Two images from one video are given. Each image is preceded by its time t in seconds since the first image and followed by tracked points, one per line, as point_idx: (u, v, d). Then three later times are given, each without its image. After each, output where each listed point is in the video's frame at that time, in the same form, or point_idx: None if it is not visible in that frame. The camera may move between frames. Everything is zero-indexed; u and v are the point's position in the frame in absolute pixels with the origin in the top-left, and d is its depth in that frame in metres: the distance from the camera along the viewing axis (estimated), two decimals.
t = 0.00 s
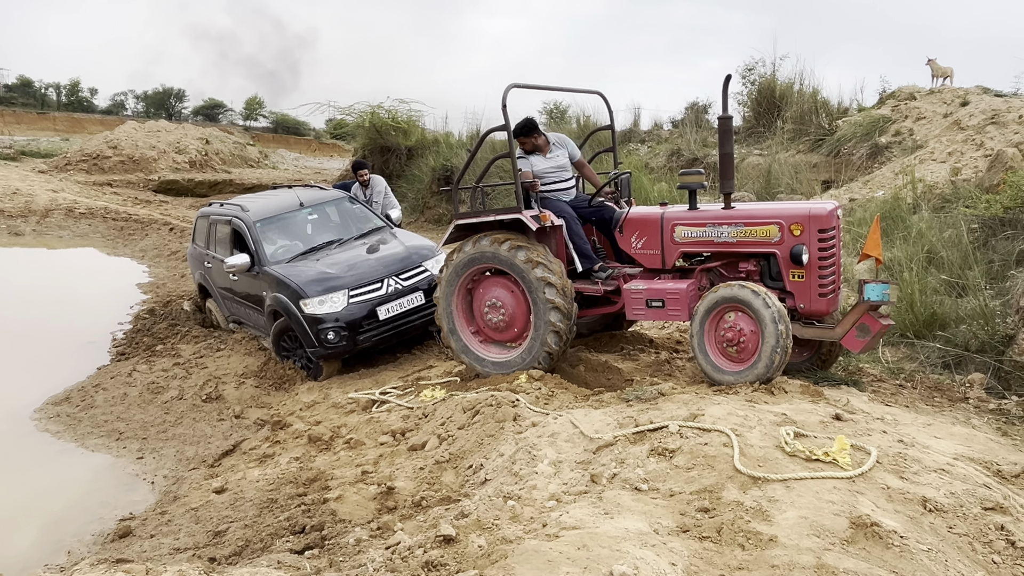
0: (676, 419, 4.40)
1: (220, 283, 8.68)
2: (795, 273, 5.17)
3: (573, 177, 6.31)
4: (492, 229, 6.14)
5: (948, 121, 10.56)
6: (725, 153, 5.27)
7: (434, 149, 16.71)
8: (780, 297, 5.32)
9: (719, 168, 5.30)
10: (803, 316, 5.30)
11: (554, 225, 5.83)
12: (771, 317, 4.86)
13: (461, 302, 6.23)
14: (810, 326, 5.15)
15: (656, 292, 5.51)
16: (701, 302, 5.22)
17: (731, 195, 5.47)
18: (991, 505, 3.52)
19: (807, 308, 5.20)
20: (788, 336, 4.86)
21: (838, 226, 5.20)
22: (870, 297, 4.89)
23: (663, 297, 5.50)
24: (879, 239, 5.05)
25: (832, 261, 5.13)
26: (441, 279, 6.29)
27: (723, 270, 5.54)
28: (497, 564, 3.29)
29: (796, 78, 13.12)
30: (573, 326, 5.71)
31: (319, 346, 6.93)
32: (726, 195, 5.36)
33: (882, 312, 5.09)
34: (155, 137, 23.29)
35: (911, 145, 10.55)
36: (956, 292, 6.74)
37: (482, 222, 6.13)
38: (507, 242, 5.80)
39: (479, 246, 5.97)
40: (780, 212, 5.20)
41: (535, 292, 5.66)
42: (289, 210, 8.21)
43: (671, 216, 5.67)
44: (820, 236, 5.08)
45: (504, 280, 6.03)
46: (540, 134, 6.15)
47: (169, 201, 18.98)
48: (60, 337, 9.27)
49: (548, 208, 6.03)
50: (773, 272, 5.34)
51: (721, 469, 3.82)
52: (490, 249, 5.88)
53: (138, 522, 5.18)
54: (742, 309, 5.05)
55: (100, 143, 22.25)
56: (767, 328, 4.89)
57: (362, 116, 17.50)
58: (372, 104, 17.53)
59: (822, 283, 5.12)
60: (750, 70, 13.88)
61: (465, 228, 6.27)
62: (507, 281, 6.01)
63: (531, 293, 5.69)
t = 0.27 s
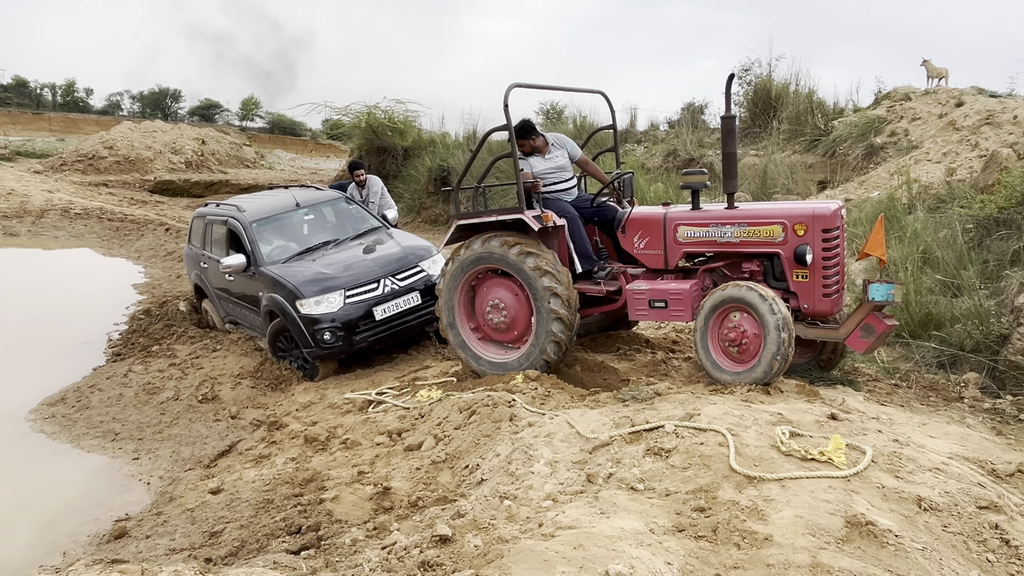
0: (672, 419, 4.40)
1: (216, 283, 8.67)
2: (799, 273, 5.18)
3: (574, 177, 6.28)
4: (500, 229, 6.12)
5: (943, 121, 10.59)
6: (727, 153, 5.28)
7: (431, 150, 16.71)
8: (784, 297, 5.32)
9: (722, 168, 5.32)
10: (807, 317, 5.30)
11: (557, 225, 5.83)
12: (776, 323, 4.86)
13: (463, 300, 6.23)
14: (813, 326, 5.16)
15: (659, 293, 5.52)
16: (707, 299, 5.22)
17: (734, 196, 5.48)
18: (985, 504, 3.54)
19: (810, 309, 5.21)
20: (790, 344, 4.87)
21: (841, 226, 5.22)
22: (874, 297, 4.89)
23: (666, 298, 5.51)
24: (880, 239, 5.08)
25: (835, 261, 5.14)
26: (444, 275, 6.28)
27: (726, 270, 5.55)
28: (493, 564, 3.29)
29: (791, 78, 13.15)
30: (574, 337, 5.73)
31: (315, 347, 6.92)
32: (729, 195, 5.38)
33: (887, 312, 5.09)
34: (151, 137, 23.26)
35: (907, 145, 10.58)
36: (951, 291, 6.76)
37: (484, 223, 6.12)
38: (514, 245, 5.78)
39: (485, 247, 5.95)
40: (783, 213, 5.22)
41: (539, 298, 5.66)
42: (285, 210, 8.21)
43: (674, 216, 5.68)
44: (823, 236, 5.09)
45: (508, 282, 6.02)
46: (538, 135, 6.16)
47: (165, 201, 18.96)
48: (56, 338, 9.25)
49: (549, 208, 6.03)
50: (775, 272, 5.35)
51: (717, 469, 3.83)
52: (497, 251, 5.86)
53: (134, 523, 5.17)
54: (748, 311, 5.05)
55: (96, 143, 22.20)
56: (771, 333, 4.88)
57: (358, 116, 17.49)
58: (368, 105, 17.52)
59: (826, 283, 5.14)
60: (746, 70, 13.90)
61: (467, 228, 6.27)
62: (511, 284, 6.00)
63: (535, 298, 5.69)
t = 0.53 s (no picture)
0: (668, 419, 4.41)
1: (211, 283, 8.66)
2: (804, 272, 5.18)
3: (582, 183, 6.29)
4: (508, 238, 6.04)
5: (937, 122, 10.63)
6: (727, 153, 5.30)
7: (426, 150, 16.72)
8: (790, 296, 5.32)
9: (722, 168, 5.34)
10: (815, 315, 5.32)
11: (557, 231, 5.81)
12: (778, 336, 4.76)
13: (466, 300, 6.21)
14: (820, 325, 5.20)
15: (663, 296, 5.53)
16: (719, 295, 5.15)
17: (735, 195, 5.48)
18: (979, 503, 3.55)
19: (817, 307, 5.21)
20: (789, 358, 4.79)
21: (846, 222, 5.20)
22: (881, 294, 4.92)
23: (670, 301, 5.51)
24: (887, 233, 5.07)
25: (841, 258, 5.12)
26: (450, 273, 6.24)
27: (730, 271, 5.56)
28: (488, 564, 3.29)
29: (787, 79, 13.18)
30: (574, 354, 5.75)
31: (311, 347, 6.92)
32: (730, 195, 5.39)
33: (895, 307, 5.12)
34: (146, 137, 23.22)
35: (901, 145, 10.61)
36: (945, 291, 6.79)
37: (483, 232, 6.14)
38: (522, 257, 5.72)
39: (493, 256, 5.88)
40: (786, 211, 5.21)
41: (544, 313, 5.64)
42: (280, 210, 8.19)
43: (675, 218, 5.70)
44: (827, 234, 5.07)
45: (512, 290, 5.99)
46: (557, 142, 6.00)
47: (160, 202, 18.92)
48: (51, 338, 9.22)
49: (551, 214, 6.03)
50: (780, 271, 5.34)
51: (712, 469, 3.83)
52: (504, 261, 5.80)
53: (129, 524, 5.16)
54: (755, 316, 4.95)
55: (90, 143, 22.14)
56: (772, 345, 4.81)
57: (354, 116, 17.48)
58: (364, 105, 17.51)
59: (831, 281, 5.12)
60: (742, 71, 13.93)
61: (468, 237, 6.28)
62: (516, 294, 5.96)
63: (540, 313, 5.67)
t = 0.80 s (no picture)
0: (663, 419, 4.42)
1: (206, 284, 8.64)
2: (805, 264, 5.18)
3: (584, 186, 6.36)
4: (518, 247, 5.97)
5: (931, 122, 10.66)
6: (720, 148, 5.31)
7: (422, 150, 16.72)
8: (792, 289, 5.32)
9: (716, 164, 5.34)
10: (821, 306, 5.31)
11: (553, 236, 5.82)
12: (778, 351, 4.75)
13: (471, 301, 6.20)
14: (825, 317, 5.22)
15: (663, 296, 5.51)
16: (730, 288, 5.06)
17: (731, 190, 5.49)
18: (973, 502, 3.56)
19: (821, 299, 5.21)
20: (786, 372, 4.80)
21: (845, 212, 5.19)
22: (885, 284, 4.87)
23: (671, 301, 5.48)
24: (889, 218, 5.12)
25: (842, 249, 5.11)
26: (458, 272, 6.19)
27: (730, 266, 5.57)
28: (484, 565, 3.29)
29: (781, 79, 13.21)
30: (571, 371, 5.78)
31: (306, 348, 6.90)
32: (726, 190, 5.39)
33: (902, 295, 5.07)
34: (140, 137, 23.15)
35: (896, 145, 10.64)
36: (939, 291, 6.82)
37: (480, 240, 6.17)
38: (532, 272, 5.67)
39: (503, 266, 5.84)
40: (783, 203, 5.20)
41: (547, 331, 5.64)
42: (275, 210, 8.18)
43: (672, 215, 5.73)
44: (827, 225, 5.06)
45: (517, 300, 5.96)
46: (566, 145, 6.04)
47: (154, 202, 18.85)
48: (45, 340, 9.19)
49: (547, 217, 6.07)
50: (782, 265, 5.34)
51: (708, 468, 3.84)
52: (513, 273, 5.76)
53: (123, 525, 5.14)
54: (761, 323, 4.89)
55: (84, 143, 22.05)
56: (770, 357, 4.82)
57: (349, 116, 17.46)
58: (359, 105, 17.49)
59: (833, 272, 5.11)
60: (737, 71, 13.95)
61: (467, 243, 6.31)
62: (521, 305, 5.95)
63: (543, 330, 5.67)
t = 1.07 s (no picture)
0: (658, 418, 4.43)
1: (199, 284, 8.61)
2: (826, 270, 4.93)
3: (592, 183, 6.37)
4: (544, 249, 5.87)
5: (923, 122, 10.70)
6: (742, 148, 5.25)
7: (416, 150, 16.71)
8: (813, 296, 5.07)
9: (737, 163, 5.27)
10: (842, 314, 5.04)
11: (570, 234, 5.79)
12: (785, 385, 4.64)
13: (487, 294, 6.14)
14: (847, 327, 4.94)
15: (678, 299, 5.46)
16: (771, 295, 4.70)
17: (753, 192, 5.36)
18: (965, 500, 3.58)
19: (842, 307, 4.94)
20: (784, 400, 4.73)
21: (871, 216, 4.91)
22: (908, 292, 4.66)
23: (685, 304, 5.44)
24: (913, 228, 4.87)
25: (866, 255, 4.85)
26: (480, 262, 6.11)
27: (750, 271, 5.37)
28: (479, 565, 3.29)
29: (775, 79, 13.24)
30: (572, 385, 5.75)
31: (300, 348, 6.89)
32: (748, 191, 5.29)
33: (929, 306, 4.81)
34: (132, 137, 23.06)
35: (888, 145, 10.68)
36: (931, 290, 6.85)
37: (496, 237, 6.14)
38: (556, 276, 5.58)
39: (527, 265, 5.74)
40: (806, 206, 4.99)
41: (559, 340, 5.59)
42: (268, 210, 8.15)
43: (691, 218, 5.60)
44: (849, 228, 4.82)
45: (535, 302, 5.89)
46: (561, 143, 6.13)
47: (147, 202, 18.77)
48: (37, 340, 9.14)
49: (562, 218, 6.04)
50: (803, 271, 5.10)
51: (702, 468, 3.85)
52: (536, 274, 5.67)
53: (116, 527, 5.11)
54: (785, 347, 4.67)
55: (76, 143, 21.94)
56: (776, 381, 4.72)
57: (342, 116, 17.43)
58: (353, 105, 17.46)
59: (856, 279, 4.84)
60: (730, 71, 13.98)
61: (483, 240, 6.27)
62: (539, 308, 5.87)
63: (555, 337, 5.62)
